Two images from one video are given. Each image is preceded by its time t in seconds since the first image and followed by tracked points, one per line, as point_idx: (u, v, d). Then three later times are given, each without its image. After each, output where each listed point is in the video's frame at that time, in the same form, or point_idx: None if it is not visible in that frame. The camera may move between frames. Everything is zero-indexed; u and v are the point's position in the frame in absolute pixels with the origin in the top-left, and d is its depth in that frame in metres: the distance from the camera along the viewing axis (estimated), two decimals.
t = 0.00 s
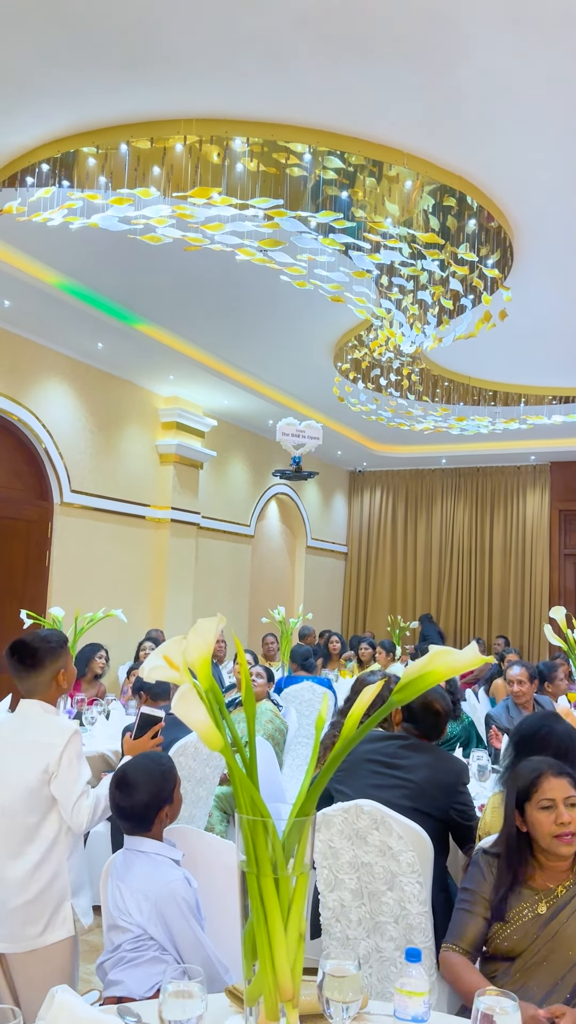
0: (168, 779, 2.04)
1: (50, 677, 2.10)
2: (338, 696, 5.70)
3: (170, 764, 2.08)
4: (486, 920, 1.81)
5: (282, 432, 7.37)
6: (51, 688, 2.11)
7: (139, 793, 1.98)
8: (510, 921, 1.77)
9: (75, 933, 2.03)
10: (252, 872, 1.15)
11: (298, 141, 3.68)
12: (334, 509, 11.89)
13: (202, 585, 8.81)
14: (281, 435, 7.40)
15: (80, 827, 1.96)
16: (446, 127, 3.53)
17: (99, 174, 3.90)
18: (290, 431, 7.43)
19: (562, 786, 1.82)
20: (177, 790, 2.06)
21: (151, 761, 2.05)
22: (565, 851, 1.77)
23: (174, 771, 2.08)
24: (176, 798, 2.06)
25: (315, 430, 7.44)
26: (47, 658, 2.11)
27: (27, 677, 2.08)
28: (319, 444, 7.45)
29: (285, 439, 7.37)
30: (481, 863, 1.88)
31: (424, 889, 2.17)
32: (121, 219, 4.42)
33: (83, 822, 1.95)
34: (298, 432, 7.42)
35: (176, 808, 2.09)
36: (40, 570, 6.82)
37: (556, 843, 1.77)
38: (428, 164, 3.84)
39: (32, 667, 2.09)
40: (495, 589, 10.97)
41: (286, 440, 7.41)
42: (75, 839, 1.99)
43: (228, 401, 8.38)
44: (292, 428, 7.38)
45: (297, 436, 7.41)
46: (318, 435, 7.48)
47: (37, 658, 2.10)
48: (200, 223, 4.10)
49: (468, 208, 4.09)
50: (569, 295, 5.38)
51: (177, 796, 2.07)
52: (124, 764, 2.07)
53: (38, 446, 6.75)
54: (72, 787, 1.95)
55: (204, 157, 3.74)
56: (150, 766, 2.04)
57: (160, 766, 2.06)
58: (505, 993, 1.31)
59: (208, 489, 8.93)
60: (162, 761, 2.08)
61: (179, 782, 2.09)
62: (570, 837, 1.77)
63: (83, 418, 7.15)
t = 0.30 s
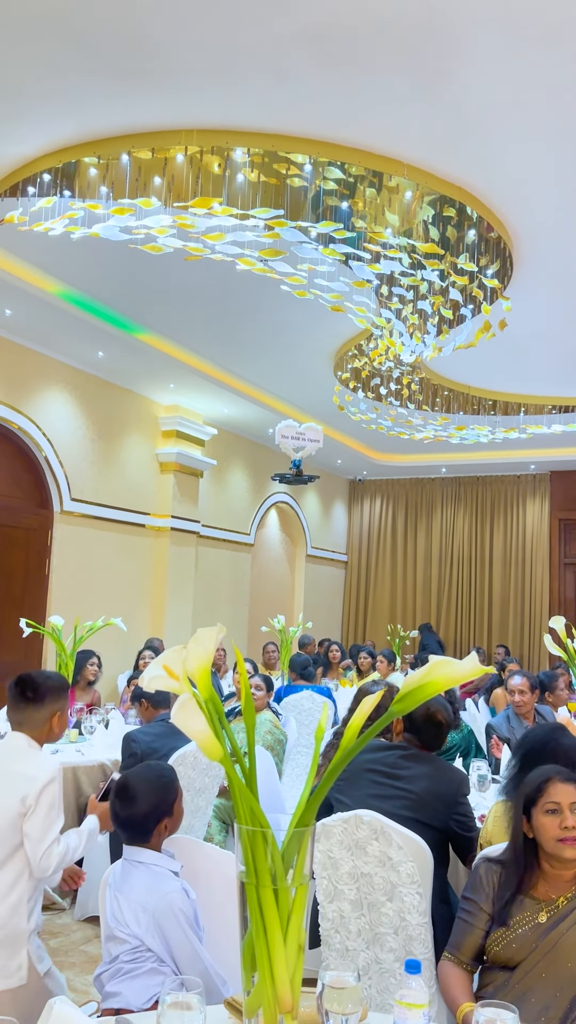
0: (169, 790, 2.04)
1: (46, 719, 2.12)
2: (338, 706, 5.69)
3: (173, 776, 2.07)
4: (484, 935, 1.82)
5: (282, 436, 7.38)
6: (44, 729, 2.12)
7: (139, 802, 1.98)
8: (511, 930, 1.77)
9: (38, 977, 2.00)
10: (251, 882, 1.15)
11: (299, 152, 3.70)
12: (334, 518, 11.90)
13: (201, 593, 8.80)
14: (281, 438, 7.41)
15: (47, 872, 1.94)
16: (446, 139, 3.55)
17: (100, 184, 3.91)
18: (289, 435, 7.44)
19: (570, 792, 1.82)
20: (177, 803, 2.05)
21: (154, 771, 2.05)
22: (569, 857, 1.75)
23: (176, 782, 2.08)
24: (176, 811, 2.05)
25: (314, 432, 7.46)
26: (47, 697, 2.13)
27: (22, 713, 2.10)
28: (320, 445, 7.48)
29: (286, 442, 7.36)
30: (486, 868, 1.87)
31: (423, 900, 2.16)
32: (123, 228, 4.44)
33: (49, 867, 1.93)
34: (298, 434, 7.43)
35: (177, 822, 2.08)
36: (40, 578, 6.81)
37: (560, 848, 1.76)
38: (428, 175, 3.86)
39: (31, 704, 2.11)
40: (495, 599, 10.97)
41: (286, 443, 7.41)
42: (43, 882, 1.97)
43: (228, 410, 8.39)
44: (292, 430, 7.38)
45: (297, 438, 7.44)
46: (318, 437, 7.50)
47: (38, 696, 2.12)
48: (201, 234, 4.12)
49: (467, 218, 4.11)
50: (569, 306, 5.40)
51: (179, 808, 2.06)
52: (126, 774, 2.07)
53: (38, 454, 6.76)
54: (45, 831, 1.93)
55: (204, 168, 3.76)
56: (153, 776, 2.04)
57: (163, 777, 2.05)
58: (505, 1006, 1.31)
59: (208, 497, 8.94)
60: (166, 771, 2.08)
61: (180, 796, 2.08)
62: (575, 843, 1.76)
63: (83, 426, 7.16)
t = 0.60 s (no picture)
0: (165, 802, 2.05)
1: None
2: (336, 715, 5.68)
3: (174, 787, 2.08)
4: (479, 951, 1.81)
5: (281, 436, 7.30)
6: None
7: (132, 806, 2.02)
8: (506, 941, 1.75)
9: None
10: (249, 894, 1.15)
11: (298, 162, 3.72)
12: (333, 527, 11.90)
13: (200, 602, 8.80)
14: (280, 440, 7.29)
15: None
16: (444, 150, 3.57)
17: (100, 195, 3.93)
18: (288, 436, 7.33)
19: (563, 804, 1.82)
20: (172, 818, 2.05)
21: (155, 780, 2.07)
22: (561, 870, 1.75)
23: (175, 795, 2.08)
24: (171, 826, 2.04)
25: (314, 434, 7.34)
26: None
27: None
28: (319, 449, 7.34)
29: (285, 445, 7.27)
30: (480, 883, 1.88)
31: (422, 911, 2.14)
32: (123, 238, 4.46)
33: None
34: (297, 435, 7.34)
35: (175, 839, 2.07)
36: (38, 587, 6.80)
37: (552, 860, 1.76)
38: (427, 186, 3.89)
39: None
40: (494, 608, 10.96)
41: (286, 445, 7.28)
42: None
43: (228, 419, 8.41)
44: (291, 432, 7.31)
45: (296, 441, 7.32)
46: (318, 439, 7.37)
47: None
48: (200, 244, 4.14)
49: (466, 229, 4.13)
50: (567, 316, 5.42)
51: (176, 822, 2.06)
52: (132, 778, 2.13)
53: (37, 463, 6.76)
54: None
55: (204, 179, 3.79)
56: (152, 785, 2.06)
57: (162, 787, 2.07)
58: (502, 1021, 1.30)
59: (207, 506, 8.95)
60: (168, 782, 2.10)
61: (178, 811, 2.07)
62: (567, 855, 1.76)
63: (83, 435, 7.17)
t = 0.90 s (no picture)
0: (161, 812, 2.04)
1: None
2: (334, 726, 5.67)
3: (173, 799, 2.07)
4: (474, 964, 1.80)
5: (280, 440, 6.97)
6: None
7: (126, 815, 2.03)
8: (502, 955, 1.75)
9: None
10: (245, 906, 1.15)
11: (296, 174, 3.74)
12: (331, 536, 11.91)
13: (198, 612, 8.79)
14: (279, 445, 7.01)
15: None
16: (441, 162, 3.60)
17: (99, 206, 3.95)
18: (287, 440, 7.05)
19: (559, 819, 1.81)
20: (168, 829, 2.03)
21: (154, 791, 2.07)
22: (556, 887, 1.75)
23: (173, 807, 2.07)
24: (167, 838, 2.03)
25: (314, 438, 7.04)
26: None
27: None
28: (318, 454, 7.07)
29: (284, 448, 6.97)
30: (474, 896, 1.86)
31: (419, 922, 2.14)
32: (121, 249, 4.49)
33: None
34: (296, 439, 7.05)
35: (173, 851, 2.05)
36: (36, 596, 6.79)
37: (548, 876, 1.75)
38: (424, 197, 3.91)
39: None
40: (492, 618, 10.96)
41: (285, 450, 7.00)
42: None
43: (226, 429, 8.42)
44: (290, 436, 7.02)
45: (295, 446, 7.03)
46: (318, 443, 7.09)
47: None
48: (199, 255, 4.17)
49: (463, 241, 4.15)
50: (565, 326, 5.44)
51: (173, 835, 2.05)
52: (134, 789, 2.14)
53: (35, 472, 6.76)
54: None
55: (203, 190, 3.80)
56: (149, 795, 2.06)
57: (159, 798, 2.06)
58: None
59: (205, 516, 8.95)
60: (166, 793, 2.09)
61: (175, 824, 2.06)
62: (562, 872, 1.76)
63: (81, 444, 7.17)
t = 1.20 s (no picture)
0: (157, 826, 2.02)
1: None
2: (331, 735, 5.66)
3: (171, 811, 2.05)
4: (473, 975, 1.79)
5: (277, 443, 6.53)
6: None
7: (123, 828, 2.02)
8: (499, 966, 1.75)
9: None
10: (240, 917, 1.14)
11: (293, 185, 3.76)
12: (328, 546, 11.91)
13: (195, 621, 8.77)
14: (278, 447, 6.60)
15: None
16: (436, 173, 3.62)
17: (97, 216, 3.97)
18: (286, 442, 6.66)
19: (556, 831, 1.79)
20: (165, 843, 2.02)
21: (152, 803, 2.05)
22: (553, 899, 1.74)
23: (172, 820, 2.05)
24: (163, 851, 2.01)
25: (314, 439, 6.65)
26: None
27: None
28: (318, 456, 6.66)
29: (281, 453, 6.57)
30: (471, 906, 1.86)
31: (416, 934, 2.14)
32: (119, 259, 4.50)
33: None
34: (296, 441, 6.66)
35: (171, 864, 2.04)
36: (33, 606, 6.78)
37: (543, 889, 1.74)
38: (421, 208, 3.93)
39: None
40: (489, 628, 10.95)
41: (284, 452, 6.59)
42: None
43: (223, 438, 8.43)
44: (289, 437, 6.61)
45: (294, 449, 6.63)
46: (318, 446, 6.68)
47: None
48: (197, 265, 4.19)
49: (459, 251, 4.18)
50: (561, 336, 5.46)
51: (170, 849, 2.03)
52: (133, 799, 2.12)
53: (32, 481, 6.76)
54: None
55: (200, 201, 3.82)
56: (147, 807, 2.04)
57: (157, 810, 2.04)
58: None
59: (203, 525, 8.94)
60: (165, 806, 2.07)
61: (173, 837, 2.04)
62: (558, 884, 1.74)
63: (78, 454, 7.17)
